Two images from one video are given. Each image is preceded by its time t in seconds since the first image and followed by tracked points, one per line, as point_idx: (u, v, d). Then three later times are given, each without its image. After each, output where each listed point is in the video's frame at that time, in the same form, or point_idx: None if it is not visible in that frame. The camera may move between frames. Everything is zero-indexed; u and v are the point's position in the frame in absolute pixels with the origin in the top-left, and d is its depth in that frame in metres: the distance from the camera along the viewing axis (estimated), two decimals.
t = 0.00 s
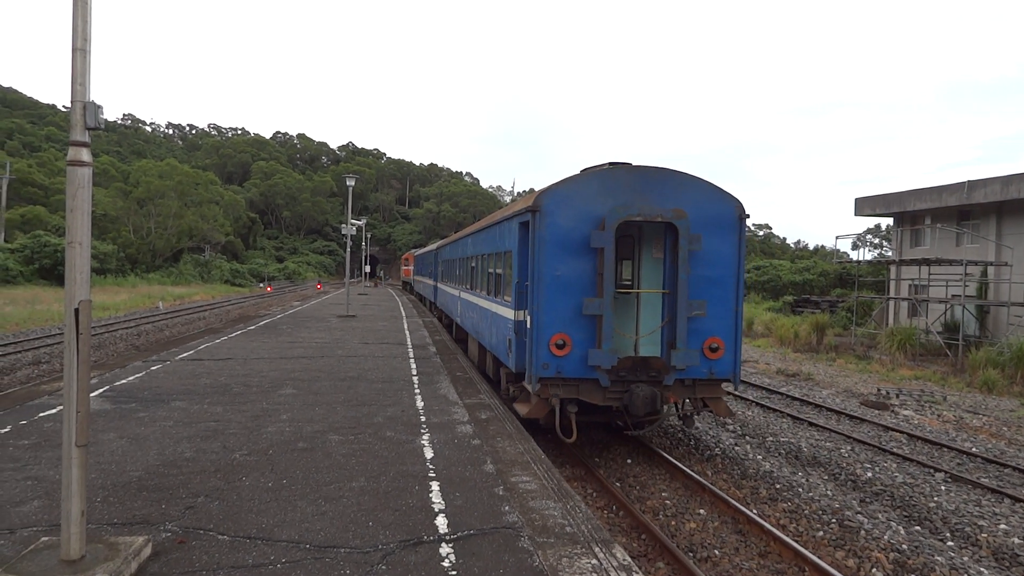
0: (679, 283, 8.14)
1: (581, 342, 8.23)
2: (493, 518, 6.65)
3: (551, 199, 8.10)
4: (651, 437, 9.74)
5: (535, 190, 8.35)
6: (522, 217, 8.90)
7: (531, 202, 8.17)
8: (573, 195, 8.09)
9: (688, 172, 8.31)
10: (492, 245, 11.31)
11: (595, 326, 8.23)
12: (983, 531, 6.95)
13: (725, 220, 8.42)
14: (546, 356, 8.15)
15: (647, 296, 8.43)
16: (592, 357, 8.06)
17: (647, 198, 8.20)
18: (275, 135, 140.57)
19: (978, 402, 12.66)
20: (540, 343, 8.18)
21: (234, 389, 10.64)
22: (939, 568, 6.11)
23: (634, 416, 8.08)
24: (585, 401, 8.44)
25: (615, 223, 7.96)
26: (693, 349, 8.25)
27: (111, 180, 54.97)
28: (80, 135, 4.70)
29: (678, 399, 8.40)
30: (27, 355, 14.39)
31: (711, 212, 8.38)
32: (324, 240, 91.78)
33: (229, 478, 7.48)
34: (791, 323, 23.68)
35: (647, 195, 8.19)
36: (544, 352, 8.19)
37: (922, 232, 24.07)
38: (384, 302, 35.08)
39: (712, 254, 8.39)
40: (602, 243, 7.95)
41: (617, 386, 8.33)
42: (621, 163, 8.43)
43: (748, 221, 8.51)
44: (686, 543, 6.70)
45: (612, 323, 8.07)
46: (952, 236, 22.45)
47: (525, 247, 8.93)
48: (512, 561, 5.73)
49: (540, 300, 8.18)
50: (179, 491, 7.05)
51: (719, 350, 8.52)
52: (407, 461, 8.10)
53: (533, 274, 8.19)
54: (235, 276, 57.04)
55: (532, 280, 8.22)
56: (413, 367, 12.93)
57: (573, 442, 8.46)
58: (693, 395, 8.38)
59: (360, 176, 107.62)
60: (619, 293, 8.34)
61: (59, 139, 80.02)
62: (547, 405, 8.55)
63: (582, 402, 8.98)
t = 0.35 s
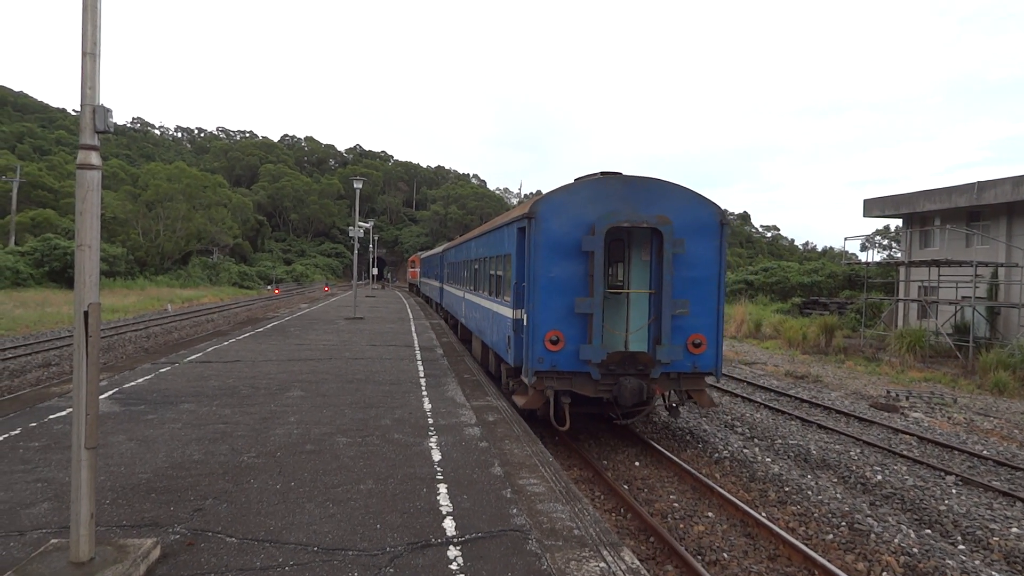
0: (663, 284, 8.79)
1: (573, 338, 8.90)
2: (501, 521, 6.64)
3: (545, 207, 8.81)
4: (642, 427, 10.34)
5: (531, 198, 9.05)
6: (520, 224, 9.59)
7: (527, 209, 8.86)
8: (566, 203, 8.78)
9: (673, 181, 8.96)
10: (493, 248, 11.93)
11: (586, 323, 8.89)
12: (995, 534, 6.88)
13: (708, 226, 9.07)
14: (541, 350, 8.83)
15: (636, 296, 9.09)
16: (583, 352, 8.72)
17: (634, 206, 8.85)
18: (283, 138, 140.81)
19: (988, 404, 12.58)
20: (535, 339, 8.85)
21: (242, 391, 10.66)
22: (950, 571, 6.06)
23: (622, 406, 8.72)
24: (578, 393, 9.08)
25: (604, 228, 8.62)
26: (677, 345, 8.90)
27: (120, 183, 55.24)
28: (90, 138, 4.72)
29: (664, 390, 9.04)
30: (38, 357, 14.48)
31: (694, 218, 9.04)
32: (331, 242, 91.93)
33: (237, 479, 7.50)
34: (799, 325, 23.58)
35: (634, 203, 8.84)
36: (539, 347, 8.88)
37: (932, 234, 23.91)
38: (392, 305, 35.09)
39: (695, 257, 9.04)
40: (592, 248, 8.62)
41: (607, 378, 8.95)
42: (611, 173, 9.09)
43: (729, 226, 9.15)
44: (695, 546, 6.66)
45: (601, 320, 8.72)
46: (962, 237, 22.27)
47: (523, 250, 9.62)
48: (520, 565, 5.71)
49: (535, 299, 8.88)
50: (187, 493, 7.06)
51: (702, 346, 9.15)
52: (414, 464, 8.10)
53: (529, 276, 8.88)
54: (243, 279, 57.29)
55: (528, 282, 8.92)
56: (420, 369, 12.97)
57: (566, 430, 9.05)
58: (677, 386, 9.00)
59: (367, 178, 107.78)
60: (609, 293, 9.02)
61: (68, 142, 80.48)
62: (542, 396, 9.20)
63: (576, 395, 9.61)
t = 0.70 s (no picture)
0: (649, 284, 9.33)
1: (566, 334, 9.47)
2: (507, 523, 6.63)
3: (538, 213, 9.39)
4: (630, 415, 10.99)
5: (526, 205, 9.65)
6: (516, 229, 10.18)
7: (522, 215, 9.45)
8: (558, 209, 9.37)
9: (659, 188, 9.52)
10: (493, 251, 12.28)
11: (578, 320, 9.46)
12: (1003, 535, 6.84)
13: (690, 230, 9.63)
14: (535, 346, 9.40)
15: (625, 295, 9.57)
16: (574, 347, 9.30)
17: (622, 212, 9.43)
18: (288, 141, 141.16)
19: (995, 404, 12.53)
20: (530, 335, 9.42)
21: (248, 394, 10.66)
22: (958, 572, 6.03)
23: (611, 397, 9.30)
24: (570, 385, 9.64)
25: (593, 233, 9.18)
26: (662, 340, 9.44)
27: (127, 187, 55.50)
28: (96, 142, 4.73)
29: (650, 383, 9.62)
30: (44, 360, 14.54)
31: (678, 223, 9.59)
32: (337, 245, 92.14)
33: (243, 482, 7.51)
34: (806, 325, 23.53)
35: (622, 209, 9.42)
36: (534, 343, 9.45)
37: (938, 233, 23.81)
38: (396, 307, 35.13)
39: (679, 259, 9.60)
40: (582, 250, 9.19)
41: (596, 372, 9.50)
42: (600, 181, 9.68)
43: (711, 230, 9.71)
44: (700, 548, 6.64)
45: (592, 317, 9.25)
46: (968, 237, 22.17)
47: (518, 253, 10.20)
48: (526, 567, 5.70)
49: (530, 299, 9.45)
50: (193, 495, 7.08)
51: (686, 341, 9.70)
52: (420, 466, 8.10)
53: (524, 278, 9.46)
54: (248, 282, 57.51)
55: (523, 283, 9.50)
56: (425, 370, 12.98)
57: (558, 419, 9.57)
58: (662, 378, 9.57)
59: (372, 180, 107.97)
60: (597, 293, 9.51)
61: (75, 146, 80.90)
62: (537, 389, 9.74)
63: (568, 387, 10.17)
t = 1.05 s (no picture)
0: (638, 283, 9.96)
1: (560, 330, 10.09)
2: (514, 524, 6.63)
3: (534, 218, 9.98)
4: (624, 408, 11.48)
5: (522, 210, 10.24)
6: (514, 232, 10.78)
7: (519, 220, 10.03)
8: (553, 214, 9.97)
9: (646, 194, 10.15)
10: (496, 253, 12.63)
11: (572, 317, 10.08)
12: (1013, 536, 6.79)
13: (675, 233, 10.28)
14: (532, 341, 10.02)
15: (616, 294, 10.26)
16: (569, 342, 9.92)
17: (612, 216, 10.04)
18: (294, 142, 141.61)
19: (1003, 404, 12.47)
20: (527, 331, 10.03)
21: (254, 395, 10.68)
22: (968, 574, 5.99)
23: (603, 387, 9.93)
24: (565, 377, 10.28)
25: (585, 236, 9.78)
26: (650, 336, 10.10)
27: (133, 189, 55.67)
28: (102, 144, 4.75)
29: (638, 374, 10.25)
30: (52, 362, 14.62)
31: (665, 226, 10.25)
32: (342, 246, 92.37)
33: (250, 483, 7.53)
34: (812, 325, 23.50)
35: (612, 214, 10.03)
36: (530, 339, 10.07)
37: (946, 233, 23.71)
38: (402, 308, 35.22)
39: (665, 260, 10.26)
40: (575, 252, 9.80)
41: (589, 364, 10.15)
42: (591, 187, 10.28)
43: (695, 233, 10.36)
44: (707, 549, 6.62)
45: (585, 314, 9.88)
46: (976, 236, 22.07)
47: (516, 255, 10.82)
48: (533, 567, 5.70)
49: (527, 298, 10.06)
50: (201, 497, 7.11)
51: (673, 336, 10.35)
52: (426, 467, 8.09)
53: (522, 278, 10.05)
54: (254, 284, 57.62)
55: (521, 283, 10.10)
56: (431, 371, 13.03)
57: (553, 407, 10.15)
58: (651, 370, 10.21)
59: (377, 182, 108.05)
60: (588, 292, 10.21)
61: (82, 149, 81.38)
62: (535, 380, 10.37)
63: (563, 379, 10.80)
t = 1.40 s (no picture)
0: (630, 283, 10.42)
1: (559, 327, 10.69)
2: (523, 525, 6.62)
3: (534, 222, 10.63)
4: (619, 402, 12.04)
5: (523, 215, 10.88)
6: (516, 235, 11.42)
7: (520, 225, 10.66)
8: (552, 218, 10.60)
9: (639, 200, 10.75)
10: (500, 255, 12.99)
11: (570, 315, 10.66)
12: None
13: (668, 237, 10.85)
14: (533, 337, 10.63)
15: (611, 294, 10.74)
16: (566, 339, 10.51)
17: (608, 221, 10.64)
18: (303, 143, 142.05)
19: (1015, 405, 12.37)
20: (527, 328, 10.64)
21: (263, 396, 10.71)
22: None
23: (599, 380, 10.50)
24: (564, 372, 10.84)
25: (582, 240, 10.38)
26: (643, 333, 10.63)
27: (144, 190, 56.04)
28: (113, 146, 4.79)
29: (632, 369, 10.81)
30: (65, 362, 14.75)
31: (657, 230, 10.82)
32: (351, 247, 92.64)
33: (260, 483, 7.56)
34: (823, 326, 23.41)
35: (607, 218, 10.63)
36: (531, 335, 10.68)
37: (957, 233, 23.54)
38: (411, 308, 35.28)
39: (658, 262, 10.82)
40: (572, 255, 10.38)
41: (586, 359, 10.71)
42: (589, 193, 10.90)
43: (686, 236, 10.93)
44: (717, 551, 6.60)
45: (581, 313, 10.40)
46: (988, 236, 21.89)
47: (518, 258, 11.45)
48: (543, 569, 5.70)
49: (528, 297, 10.68)
50: (211, 497, 7.14)
51: (665, 334, 10.91)
52: (435, 468, 8.11)
53: (522, 279, 10.68)
54: (264, 284, 57.84)
55: (522, 283, 10.73)
56: (440, 372, 13.05)
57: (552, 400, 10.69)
58: (644, 365, 10.77)
59: (386, 182, 108.24)
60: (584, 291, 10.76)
61: (94, 150, 82.03)
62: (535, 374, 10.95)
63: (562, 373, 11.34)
